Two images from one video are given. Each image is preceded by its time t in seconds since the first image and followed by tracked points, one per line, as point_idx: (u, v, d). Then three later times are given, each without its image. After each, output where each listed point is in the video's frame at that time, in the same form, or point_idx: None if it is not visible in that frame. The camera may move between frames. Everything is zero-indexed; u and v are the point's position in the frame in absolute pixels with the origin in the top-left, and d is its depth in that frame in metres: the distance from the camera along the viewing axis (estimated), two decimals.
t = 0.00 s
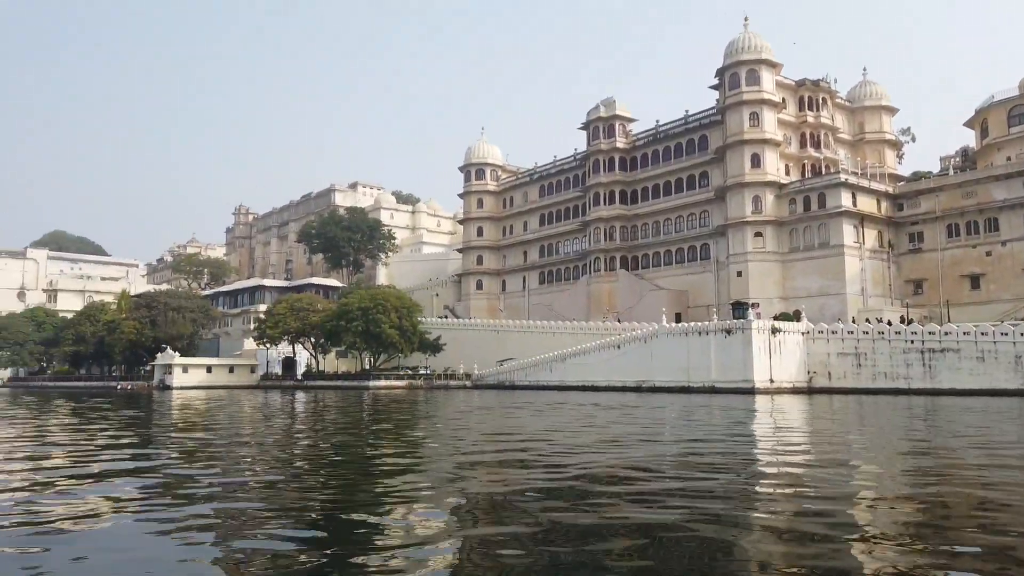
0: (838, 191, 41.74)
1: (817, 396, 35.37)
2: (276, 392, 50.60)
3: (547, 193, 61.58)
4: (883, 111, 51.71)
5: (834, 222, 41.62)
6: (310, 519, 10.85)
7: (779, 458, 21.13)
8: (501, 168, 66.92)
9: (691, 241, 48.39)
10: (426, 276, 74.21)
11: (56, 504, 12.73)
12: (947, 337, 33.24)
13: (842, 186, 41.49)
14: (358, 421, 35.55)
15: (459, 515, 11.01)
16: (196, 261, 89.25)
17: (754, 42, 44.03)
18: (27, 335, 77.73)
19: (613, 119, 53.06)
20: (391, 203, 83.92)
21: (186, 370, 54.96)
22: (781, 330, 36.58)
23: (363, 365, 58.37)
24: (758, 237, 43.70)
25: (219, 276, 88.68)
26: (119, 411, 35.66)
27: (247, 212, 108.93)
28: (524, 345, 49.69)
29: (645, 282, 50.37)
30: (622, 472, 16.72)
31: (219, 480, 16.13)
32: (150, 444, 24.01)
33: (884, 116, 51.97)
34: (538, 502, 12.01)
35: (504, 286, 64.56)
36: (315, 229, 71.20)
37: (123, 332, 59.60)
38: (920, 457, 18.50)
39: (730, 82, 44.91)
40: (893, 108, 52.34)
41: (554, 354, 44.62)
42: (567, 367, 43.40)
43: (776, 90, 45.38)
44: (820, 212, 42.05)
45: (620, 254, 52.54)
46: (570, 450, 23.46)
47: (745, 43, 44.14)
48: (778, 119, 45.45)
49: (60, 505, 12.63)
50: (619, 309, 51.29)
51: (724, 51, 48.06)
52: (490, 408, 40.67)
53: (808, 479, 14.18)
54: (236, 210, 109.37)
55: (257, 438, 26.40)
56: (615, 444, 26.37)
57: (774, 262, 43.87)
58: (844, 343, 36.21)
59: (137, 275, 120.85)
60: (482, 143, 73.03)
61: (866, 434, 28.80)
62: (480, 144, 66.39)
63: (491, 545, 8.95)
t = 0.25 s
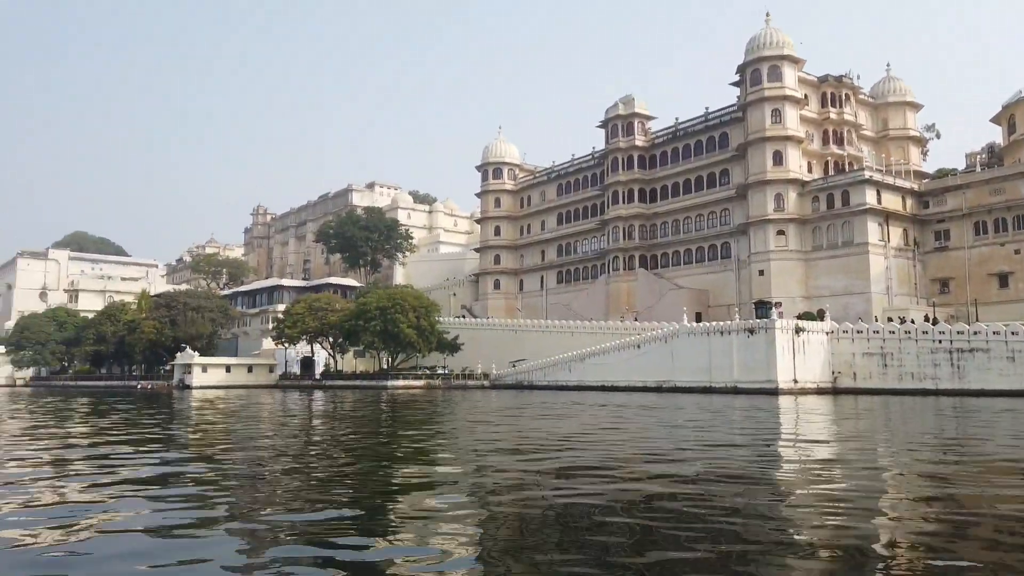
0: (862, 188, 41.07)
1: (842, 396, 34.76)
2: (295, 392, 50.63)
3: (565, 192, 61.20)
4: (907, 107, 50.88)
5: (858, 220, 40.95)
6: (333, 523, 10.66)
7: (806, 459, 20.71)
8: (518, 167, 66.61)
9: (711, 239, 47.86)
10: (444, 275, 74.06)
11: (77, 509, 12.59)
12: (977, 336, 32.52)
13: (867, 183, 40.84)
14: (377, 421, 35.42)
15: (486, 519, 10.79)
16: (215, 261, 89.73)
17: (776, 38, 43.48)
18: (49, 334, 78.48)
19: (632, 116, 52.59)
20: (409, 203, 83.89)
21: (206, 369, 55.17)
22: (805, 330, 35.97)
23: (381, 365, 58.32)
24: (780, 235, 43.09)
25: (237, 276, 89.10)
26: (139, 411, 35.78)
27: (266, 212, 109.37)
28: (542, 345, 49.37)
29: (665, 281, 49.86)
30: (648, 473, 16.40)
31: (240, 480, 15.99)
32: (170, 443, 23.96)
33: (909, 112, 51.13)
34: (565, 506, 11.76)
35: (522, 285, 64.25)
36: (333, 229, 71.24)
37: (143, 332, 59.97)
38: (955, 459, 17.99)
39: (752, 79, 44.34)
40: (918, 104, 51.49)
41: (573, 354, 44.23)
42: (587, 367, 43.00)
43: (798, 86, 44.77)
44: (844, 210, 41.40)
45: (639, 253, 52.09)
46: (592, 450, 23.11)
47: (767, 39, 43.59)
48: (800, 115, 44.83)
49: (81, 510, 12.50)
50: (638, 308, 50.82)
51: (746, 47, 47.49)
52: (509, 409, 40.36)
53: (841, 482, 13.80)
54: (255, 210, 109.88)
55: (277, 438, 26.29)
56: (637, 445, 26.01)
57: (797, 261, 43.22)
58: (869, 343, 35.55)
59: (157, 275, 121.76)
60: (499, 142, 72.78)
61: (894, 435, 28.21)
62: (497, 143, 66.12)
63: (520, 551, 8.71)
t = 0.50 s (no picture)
0: (877, 186, 40.60)
1: (858, 397, 34.35)
2: (305, 392, 50.61)
3: (576, 191, 60.91)
4: (922, 104, 50.31)
5: (874, 218, 40.50)
6: (346, 523, 10.49)
7: (824, 460, 20.40)
8: (529, 166, 66.36)
9: (724, 238, 47.47)
10: (454, 275, 73.91)
11: (87, 509, 12.46)
12: (995, 336, 32.05)
13: (882, 181, 40.38)
14: (388, 421, 35.27)
15: (502, 520, 10.59)
16: (225, 261, 89.94)
17: (790, 34, 43.14)
18: (61, 334, 78.82)
19: (644, 114, 52.25)
20: (419, 202, 83.81)
21: (216, 369, 55.23)
22: (820, 329, 35.55)
23: (392, 365, 58.22)
24: (794, 234, 42.66)
25: (248, 276, 89.27)
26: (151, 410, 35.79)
27: (276, 213, 109.63)
28: (553, 345, 49.09)
29: (677, 281, 49.50)
30: (664, 474, 16.15)
31: (252, 480, 15.84)
32: (182, 443, 23.87)
33: (924, 109, 50.55)
34: (582, 507, 11.54)
35: (532, 285, 63.99)
36: (343, 229, 71.19)
37: (154, 331, 60.12)
38: (979, 460, 17.60)
39: (765, 76, 43.98)
40: (933, 101, 50.92)
41: (585, 354, 43.96)
42: (598, 367, 42.73)
43: (812, 84, 44.39)
44: (859, 208, 40.96)
45: (650, 252, 51.75)
46: (606, 451, 22.85)
47: (781, 35, 43.25)
48: (814, 112, 44.43)
49: (91, 510, 12.37)
50: (649, 308, 50.49)
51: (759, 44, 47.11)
52: (521, 409, 40.12)
53: (864, 483, 13.52)
54: (265, 211, 110.12)
55: (289, 438, 26.20)
56: (651, 446, 25.72)
57: (811, 259, 42.76)
58: (885, 342, 35.12)
59: (168, 276, 122.24)
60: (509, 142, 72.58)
61: (912, 436, 27.83)
62: (508, 142, 65.90)
63: (536, 552, 8.52)
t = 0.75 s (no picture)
0: (888, 183, 40.21)
1: (870, 397, 33.98)
2: (312, 392, 50.43)
3: (582, 190, 60.59)
4: (933, 102, 49.86)
5: (885, 216, 40.10)
6: (357, 523, 10.24)
7: (839, 461, 20.06)
8: (535, 165, 66.07)
9: (733, 237, 47.11)
10: (460, 275, 73.66)
11: (93, 510, 12.24)
12: (1010, 334, 31.64)
13: (893, 179, 39.99)
14: (395, 422, 35.04)
15: (517, 520, 10.32)
16: (231, 262, 89.87)
17: (800, 31, 42.81)
18: (67, 335, 78.84)
19: (651, 113, 51.93)
20: (424, 202, 83.61)
21: (223, 369, 55.09)
22: (832, 328, 35.18)
23: (398, 365, 58.00)
24: (804, 232, 42.27)
25: (253, 276, 89.19)
26: (157, 410, 35.64)
27: (282, 213, 109.70)
28: (560, 345, 48.81)
29: (685, 280, 49.16)
30: (679, 474, 15.87)
31: (259, 479, 15.61)
32: (188, 443, 23.67)
33: (935, 107, 50.09)
34: (598, 507, 11.27)
35: (539, 285, 63.70)
36: (349, 229, 71.03)
37: (161, 331, 60.05)
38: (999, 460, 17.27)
39: (774, 73, 43.66)
40: (943, 98, 50.47)
41: (592, 354, 43.65)
42: (606, 367, 42.41)
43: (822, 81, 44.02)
44: (869, 206, 40.57)
45: (658, 251, 51.42)
46: (616, 452, 22.56)
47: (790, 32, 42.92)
48: (824, 110, 44.06)
49: (97, 510, 12.13)
50: (657, 307, 50.16)
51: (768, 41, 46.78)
52: (528, 409, 39.84)
53: (884, 484, 13.21)
54: (271, 211, 110.08)
55: (296, 438, 25.99)
56: (662, 446, 25.43)
57: (821, 258, 42.38)
58: (897, 342, 34.74)
59: (174, 276, 122.36)
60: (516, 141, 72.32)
61: (925, 435, 27.47)
62: (514, 141, 65.64)
63: (552, 551, 8.27)
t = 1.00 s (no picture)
0: (898, 182, 39.86)
1: (881, 397, 33.65)
2: (317, 392, 50.26)
3: (588, 189, 60.28)
4: (942, 100, 49.45)
5: (894, 215, 39.75)
6: (367, 528, 9.96)
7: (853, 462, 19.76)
8: (540, 165, 65.76)
9: (740, 236, 46.80)
10: (465, 274, 73.43)
11: (96, 513, 11.95)
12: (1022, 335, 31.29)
13: (903, 177, 39.63)
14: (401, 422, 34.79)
15: (532, 524, 10.00)
16: (236, 261, 89.78)
17: (808, 29, 42.48)
18: (73, 334, 78.81)
19: (657, 111, 51.61)
20: (429, 201, 83.40)
21: (228, 369, 54.95)
22: (842, 328, 34.83)
23: (404, 365, 57.78)
24: (813, 231, 41.90)
25: (258, 276, 89.06)
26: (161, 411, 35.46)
27: (286, 213, 109.68)
28: (566, 345, 48.51)
29: (692, 279, 48.86)
30: (692, 476, 15.56)
31: (265, 480, 15.33)
32: (193, 443, 23.44)
33: (944, 105, 49.69)
34: (615, 512, 10.94)
35: (544, 284, 63.43)
36: (354, 228, 70.85)
37: (166, 331, 59.93)
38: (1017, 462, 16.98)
39: (783, 71, 43.32)
40: (953, 96, 50.06)
41: (599, 354, 43.37)
42: (613, 367, 42.13)
43: (831, 79, 43.66)
44: (880, 205, 40.19)
45: (665, 251, 51.10)
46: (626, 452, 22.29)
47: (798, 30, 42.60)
48: (833, 108, 43.71)
49: (100, 513, 11.84)
50: (664, 307, 49.86)
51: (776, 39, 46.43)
52: (535, 409, 39.58)
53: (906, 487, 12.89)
54: (275, 210, 109.99)
55: (302, 439, 25.78)
56: (672, 447, 25.15)
57: (830, 257, 42.03)
58: (908, 342, 34.39)
59: (179, 275, 122.43)
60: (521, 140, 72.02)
61: (938, 436, 27.14)
62: (519, 140, 65.36)
63: (566, 557, 8.06)
